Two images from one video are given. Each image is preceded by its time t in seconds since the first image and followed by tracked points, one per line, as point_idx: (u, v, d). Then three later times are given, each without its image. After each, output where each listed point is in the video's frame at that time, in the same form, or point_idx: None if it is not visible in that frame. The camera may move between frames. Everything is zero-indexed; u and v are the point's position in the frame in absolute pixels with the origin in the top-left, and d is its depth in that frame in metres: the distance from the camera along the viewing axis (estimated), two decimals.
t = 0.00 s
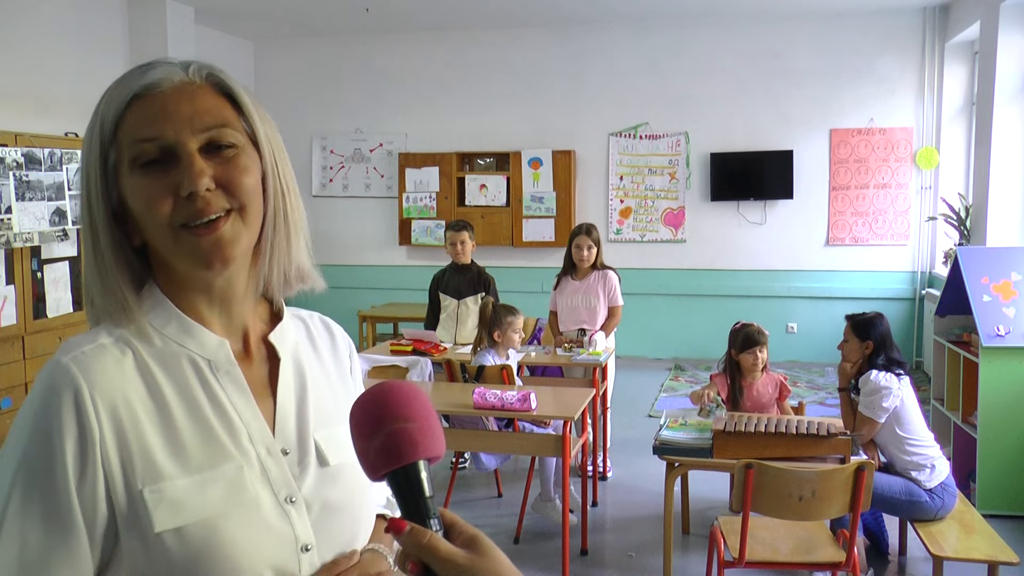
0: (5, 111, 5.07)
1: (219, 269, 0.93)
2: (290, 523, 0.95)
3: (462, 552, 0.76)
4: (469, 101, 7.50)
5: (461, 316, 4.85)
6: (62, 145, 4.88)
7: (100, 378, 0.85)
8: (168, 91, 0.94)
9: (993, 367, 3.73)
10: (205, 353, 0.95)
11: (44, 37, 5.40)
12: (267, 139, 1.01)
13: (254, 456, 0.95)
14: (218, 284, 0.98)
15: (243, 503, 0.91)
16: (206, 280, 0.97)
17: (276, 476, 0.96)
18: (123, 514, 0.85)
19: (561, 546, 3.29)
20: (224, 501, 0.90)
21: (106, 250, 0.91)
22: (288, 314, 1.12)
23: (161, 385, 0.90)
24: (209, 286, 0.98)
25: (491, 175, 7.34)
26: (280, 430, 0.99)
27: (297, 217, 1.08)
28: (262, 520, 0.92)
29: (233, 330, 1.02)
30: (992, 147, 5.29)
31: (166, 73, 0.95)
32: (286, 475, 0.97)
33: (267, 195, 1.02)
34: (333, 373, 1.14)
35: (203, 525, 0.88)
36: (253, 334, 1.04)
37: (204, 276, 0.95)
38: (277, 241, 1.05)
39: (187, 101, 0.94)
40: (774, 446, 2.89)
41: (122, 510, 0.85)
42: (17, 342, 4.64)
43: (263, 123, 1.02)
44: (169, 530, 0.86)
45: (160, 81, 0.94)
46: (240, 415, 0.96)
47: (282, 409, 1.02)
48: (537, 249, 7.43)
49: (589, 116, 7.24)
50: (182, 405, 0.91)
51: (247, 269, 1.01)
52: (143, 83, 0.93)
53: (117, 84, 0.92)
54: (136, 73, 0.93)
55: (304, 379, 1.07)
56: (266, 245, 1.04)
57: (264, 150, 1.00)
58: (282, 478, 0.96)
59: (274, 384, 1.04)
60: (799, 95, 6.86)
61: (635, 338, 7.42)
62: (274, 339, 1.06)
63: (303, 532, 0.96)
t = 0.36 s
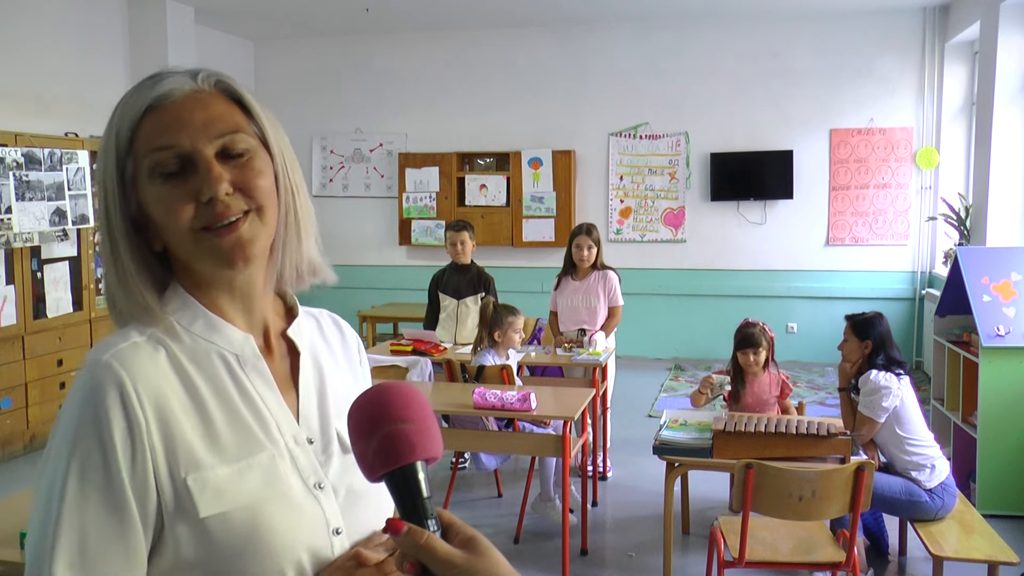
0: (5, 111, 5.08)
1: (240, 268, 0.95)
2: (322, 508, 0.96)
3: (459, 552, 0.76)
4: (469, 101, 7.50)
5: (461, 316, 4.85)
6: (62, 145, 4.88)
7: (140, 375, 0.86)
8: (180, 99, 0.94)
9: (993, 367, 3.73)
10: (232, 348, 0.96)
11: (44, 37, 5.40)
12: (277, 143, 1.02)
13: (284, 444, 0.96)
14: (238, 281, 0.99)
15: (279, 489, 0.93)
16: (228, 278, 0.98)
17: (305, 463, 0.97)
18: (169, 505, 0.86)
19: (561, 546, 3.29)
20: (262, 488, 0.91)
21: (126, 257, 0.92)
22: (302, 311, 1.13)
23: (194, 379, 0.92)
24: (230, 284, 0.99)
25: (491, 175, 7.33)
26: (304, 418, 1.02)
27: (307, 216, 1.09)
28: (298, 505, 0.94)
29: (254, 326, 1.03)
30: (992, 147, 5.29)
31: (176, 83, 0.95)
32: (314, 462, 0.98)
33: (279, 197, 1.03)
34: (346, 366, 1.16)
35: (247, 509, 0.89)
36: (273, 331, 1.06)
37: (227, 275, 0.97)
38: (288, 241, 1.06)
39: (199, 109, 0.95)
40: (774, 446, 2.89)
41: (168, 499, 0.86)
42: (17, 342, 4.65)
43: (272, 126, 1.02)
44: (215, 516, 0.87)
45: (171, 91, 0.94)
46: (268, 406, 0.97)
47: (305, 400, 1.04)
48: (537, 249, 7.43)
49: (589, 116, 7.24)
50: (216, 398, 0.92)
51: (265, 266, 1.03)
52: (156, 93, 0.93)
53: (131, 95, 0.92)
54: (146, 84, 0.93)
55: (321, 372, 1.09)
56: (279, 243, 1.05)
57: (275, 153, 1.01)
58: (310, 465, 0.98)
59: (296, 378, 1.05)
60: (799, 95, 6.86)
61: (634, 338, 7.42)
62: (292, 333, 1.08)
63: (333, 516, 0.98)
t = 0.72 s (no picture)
0: (5, 110, 5.08)
1: (258, 265, 0.96)
2: (329, 506, 0.96)
3: (462, 551, 0.76)
4: (470, 101, 7.50)
5: (462, 316, 4.84)
6: (63, 145, 4.88)
7: (147, 366, 0.87)
8: (204, 102, 0.96)
9: (994, 367, 3.73)
10: (245, 345, 0.98)
11: (44, 37, 5.40)
12: (300, 146, 1.03)
13: (293, 441, 0.96)
14: (256, 280, 1.01)
15: (284, 485, 0.93)
16: (245, 276, 0.99)
17: (314, 461, 0.97)
18: (170, 494, 0.87)
19: (562, 546, 3.29)
20: (266, 482, 0.91)
21: (148, 253, 0.95)
22: (326, 310, 1.13)
23: (204, 373, 0.93)
24: (247, 283, 1.00)
25: (492, 174, 7.33)
26: (317, 417, 1.01)
27: (328, 217, 1.09)
28: (303, 501, 0.94)
29: (272, 324, 1.04)
30: (993, 147, 5.28)
31: (202, 86, 0.97)
32: (324, 460, 0.98)
33: (300, 197, 1.04)
34: (371, 366, 1.16)
35: (247, 503, 0.89)
36: (292, 329, 1.06)
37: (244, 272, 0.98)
38: (309, 242, 1.07)
39: (223, 110, 0.96)
40: (775, 446, 2.89)
41: (169, 490, 0.87)
42: (18, 342, 4.65)
43: (296, 129, 1.03)
44: (214, 508, 0.87)
45: (196, 93, 0.96)
46: (279, 403, 0.97)
47: (320, 398, 1.03)
48: (538, 249, 7.43)
49: (589, 115, 7.24)
50: (225, 392, 0.94)
51: (284, 265, 1.03)
52: (181, 96, 0.95)
53: (157, 98, 0.95)
54: (174, 87, 0.96)
55: (339, 370, 1.08)
56: (301, 243, 1.05)
57: (296, 155, 1.02)
58: (320, 463, 0.98)
59: (312, 376, 1.05)
60: (799, 94, 6.86)
61: (635, 338, 7.41)
62: (311, 333, 1.07)
63: (339, 514, 0.97)
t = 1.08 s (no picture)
0: (9, 110, 5.09)
1: (274, 263, 0.96)
2: (330, 508, 0.95)
3: (467, 552, 0.76)
4: (474, 100, 7.50)
5: (466, 315, 4.84)
6: (69, 144, 4.88)
7: (151, 361, 0.89)
8: (227, 99, 0.97)
9: (1000, 367, 3.72)
10: (258, 343, 0.98)
11: (50, 37, 5.42)
12: (323, 144, 1.03)
13: (300, 443, 0.96)
14: (275, 280, 1.01)
15: (284, 486, 0.92)
16: (264, 275, 1.00)
17: (321, 463, 0.96)
18: (167, 486, 0.88)
19: (566, 546, 3.29)
20: (264, 482, 0.91)
21: (171, 248, 0.98)
22: (352, 312, 1.12)
23: (210, 369, 0.94)
24: (266, 282, 1.01)
25: (497, 174, 7.33)
26: (330, 420, 1.00)
27: (354, 216, 1.08)
28: (303, 503, 0.93)
29: (291, 322, 1.04)
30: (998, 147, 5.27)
31: (226, 84, 0.98)
32: (332, 462, 0.97)
33: (323, 196, 1.03)
34: (399, 367, 1.14)
35: (240, 502, 0.88)
36: (311, 328, 1.06)
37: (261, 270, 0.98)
38: (333, 239, 1.05)
39: (245, 108, 0.97)
40: (780, 446, 2.89)
41: (167, 484, 0.88)
42: (23, 341, 4.66)
43: (321, 128, 1.03)
44: (207, 504, 0.87)
45: (219, 91, 0.97)
46: (288, 402, 0.97)
47: (334, 398, 1.02)
48: (542, 249, 7.43)
49: (593, 115, 7.24)
50: (230, 388, 0.94)
51: (304, 264, 1.03)
52: (206, 93, 0.97)
53: (183, 96, 0.96)
54: (199, 84, 0.97)
55: (360, 370, 1.07)
56: (322, 242, 1.04)
57: (320, 153, 1.02)
58: (327, 465, 0.97)
59: (326, 375, 1.04)
60: (804, 94, 6.85)
61: (640, 338, 7.41)
62: (332, 334, 1.06)
63: (342, 518, 0.96)
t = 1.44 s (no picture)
0: (31, 110, 5.15)
1: (316, 261, 0.98)
2: (361, 509, 0.96)
3: (485, 553, 0.77)
4: (490, 100, 7.51)
5: (482, 315, 4.85)
6: (89, 144, 4.93)
7: (185, 354, 0.89)
8: (280, 93, 0.97)
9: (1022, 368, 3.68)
10: (288, 339, 0.99)
11: (71, 38, 5.48)
12: (364, 145, 1.05)
13: (330, 441, 0.97)
14: (309, 276, 1.02)
15: (318, 483, 0.93)
16: (299, 271, 1.02)
17: (349, 462, 0.97)
18: (203, 480, 0.88)
19: (584, 546, 3.28)
20: (299, 479, 0.91)
21: (208, 236, 0.98)
22: (373, 313, 1.14)
23: (243, 363, 0.94)
24: (300, 279, 1.02)
25: (514, 173, 7.34)
26: (357, 418, 1.02)
27: (383, 220, 1.12)
28: (334, 501, 0.94)
29: (317, 321, 1.05)
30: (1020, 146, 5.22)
31: (279, 78, 0.98)
32: (359, 463, 0.98)
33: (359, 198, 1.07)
34: (415, 369, 1.16)
35: (277, 498, 0.89)
36: (336, 327, 1.08)
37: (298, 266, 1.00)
38: (368, 245, 1.10)
39: (298, 104, 0.98)
40: (798, 446, 2.88)
41: (201, 477, 0.88)
42: (45, 339, 4.71)
43: (363, 130, 1.05)
44: (244, 499, 0.88)
45: (272, 84, 0.97)
46: (318, 400, 0.98)
47: (359, 397, 1.04)
48: (559, 248, 7.43)
49: (610, 114, 7.23)
50: (262, 384, 0.95)
51: (336, 264, 1.05)
52: (257, 84, 0.97)
53: (233, 85, 0.96)
54: (249, 75, 0.97)
55: (382, 371, 1.09)
56: (359, 247, 1.10)
57: (361, 155, 1.04)
58: (355, 465, 0.98)
59: (353, 374, 1.06)
60: (822, 93, 6.81)
61: (657, 338, 7.39)
62: (356, 333, 1.08)
63: (371, 519, 0.97)
